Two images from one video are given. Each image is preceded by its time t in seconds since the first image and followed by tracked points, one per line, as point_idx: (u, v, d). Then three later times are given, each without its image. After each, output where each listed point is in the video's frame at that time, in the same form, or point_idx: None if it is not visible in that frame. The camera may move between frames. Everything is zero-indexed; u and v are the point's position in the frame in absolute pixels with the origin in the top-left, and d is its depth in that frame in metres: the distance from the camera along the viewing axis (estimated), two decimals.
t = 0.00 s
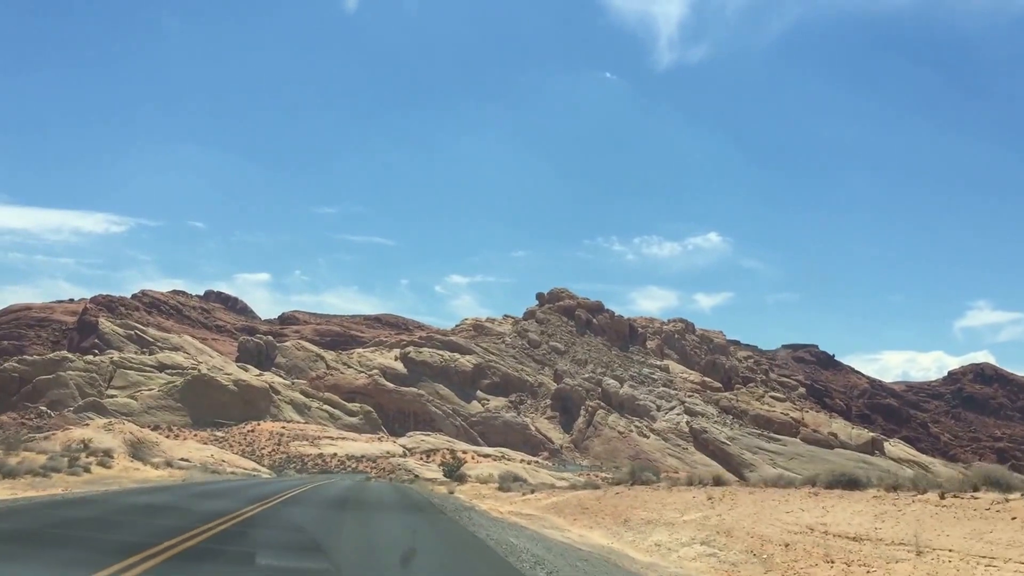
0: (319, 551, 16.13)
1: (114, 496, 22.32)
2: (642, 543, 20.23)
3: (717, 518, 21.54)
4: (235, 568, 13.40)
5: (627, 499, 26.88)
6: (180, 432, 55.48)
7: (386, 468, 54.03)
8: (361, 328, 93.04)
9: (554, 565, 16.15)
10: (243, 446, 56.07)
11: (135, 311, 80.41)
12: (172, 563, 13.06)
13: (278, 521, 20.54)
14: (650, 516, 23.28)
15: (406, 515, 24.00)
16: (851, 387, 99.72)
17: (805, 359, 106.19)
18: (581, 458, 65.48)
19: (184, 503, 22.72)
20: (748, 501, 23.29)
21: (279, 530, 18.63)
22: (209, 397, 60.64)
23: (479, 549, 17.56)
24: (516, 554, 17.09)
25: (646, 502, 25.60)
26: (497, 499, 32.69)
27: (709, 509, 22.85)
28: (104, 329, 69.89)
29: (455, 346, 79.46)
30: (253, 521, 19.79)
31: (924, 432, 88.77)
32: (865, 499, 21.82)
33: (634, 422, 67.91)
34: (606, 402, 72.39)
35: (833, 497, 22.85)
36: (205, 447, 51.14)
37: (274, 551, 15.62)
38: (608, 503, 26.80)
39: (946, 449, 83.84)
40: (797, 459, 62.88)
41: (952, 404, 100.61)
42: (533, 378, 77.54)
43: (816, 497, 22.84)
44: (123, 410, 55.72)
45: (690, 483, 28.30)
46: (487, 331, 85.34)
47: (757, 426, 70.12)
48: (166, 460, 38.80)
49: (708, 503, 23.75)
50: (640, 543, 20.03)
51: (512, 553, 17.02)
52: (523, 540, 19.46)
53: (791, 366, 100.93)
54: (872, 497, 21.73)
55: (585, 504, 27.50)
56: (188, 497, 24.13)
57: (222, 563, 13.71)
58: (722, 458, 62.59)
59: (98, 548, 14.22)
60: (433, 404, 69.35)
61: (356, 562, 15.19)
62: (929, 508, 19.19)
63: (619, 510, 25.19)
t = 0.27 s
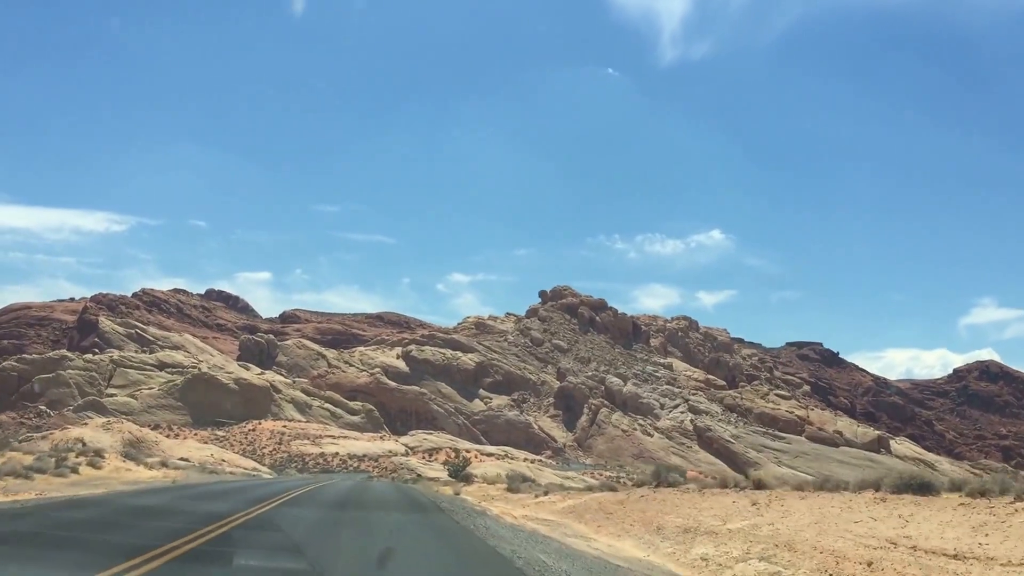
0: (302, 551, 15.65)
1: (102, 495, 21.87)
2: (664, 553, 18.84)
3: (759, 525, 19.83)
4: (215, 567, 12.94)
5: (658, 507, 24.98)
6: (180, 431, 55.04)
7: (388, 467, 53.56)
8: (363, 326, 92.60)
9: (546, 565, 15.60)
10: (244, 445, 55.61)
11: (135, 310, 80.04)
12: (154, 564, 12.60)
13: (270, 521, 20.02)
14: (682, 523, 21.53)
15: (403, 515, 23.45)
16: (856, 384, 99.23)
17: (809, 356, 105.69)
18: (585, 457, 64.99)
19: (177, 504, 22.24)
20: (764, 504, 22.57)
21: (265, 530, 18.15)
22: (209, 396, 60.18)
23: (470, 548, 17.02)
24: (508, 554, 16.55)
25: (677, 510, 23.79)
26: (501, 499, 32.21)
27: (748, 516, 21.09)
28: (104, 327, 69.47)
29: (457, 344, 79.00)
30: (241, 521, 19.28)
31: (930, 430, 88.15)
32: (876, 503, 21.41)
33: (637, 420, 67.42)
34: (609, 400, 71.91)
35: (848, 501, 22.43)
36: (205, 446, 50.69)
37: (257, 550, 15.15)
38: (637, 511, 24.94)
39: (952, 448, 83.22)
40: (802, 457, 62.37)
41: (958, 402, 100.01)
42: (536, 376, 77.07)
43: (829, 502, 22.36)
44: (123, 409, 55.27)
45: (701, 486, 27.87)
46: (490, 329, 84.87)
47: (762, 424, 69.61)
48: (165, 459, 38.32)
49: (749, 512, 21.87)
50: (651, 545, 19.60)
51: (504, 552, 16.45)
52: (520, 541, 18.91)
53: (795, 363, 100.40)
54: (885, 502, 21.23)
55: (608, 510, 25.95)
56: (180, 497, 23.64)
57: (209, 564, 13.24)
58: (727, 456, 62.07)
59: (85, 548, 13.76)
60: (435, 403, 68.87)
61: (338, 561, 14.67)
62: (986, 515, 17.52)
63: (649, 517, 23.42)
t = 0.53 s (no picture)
0: (292, 553, 15.15)
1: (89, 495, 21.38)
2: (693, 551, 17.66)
3: (805, 527, 17.80)
4: (190, 569, 12.40)
5: (674, 510, 22.91)
6: (181, 429, 54.59)
7: (390, 464, 53.10)
8: (365, 323, 92.14)
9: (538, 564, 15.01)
10: (245, 443, 55.18)
11: (135, 308, 79.65)
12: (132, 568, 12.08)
13: (260, 522, 19.48)
14: (715, 528, 19.41)
15: (400, 516, 22.86)
16: (860, 380, 98.71)
17: (813, 353, 105.11)
18: (588, 454, 64.48)
19: (170, 504, 21.74)
20: (773, 501, 22.06)
21: (251, 531, 17.62)
22: (210, 393, 59.74)
23: (461, 547, 16.46)
24: (500, 552, 15.99)
25: (697, 513, 21.74)
26: (504, 497, 31.68)
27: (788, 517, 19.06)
28: (104, 324, 69.06)
29: (460, 341, 78.51)
30: (228, 523, 18.74)
31: (935, 427, 87.52)
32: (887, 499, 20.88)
33: (641, 417, 66.91)
34: (612, 397, 71.42)
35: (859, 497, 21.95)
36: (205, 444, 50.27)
37: (237, 552, 14.62)
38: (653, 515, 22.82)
39: (957, 445, 82.61)
40: (807, 454, 61.82)
41: (964, 399, 99.35)
42: (538, 373, 76.57)
43: (843, 496, 21.84)
44: (123, 407, 54.82)
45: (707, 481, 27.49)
46: (492, 326, 84.36)
47: (766, 421, 69.06)
48: (164, 457, 37.88)
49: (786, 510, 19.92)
50: (659, 544, 19.12)
51: (496, 551, 15.88)
52: (518, 540, 18.33)
53: (800, 360, 99.82)
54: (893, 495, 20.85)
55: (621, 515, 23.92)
56: (173, 497, 23.16)
57: (190, 566, 12.69)
58: (731, 453, 61.54)
59: (68, 551, 13.24)
60: (437, 400, 68.40)
61: (319, 562, 14.13)
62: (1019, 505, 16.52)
63: (668, 521, 21.31)
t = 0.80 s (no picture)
0: (291, 551, 14.72)
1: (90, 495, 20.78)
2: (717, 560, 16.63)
3: (831, 531, 16.85)
4: (202, 568, 11.72)
5: (706, 514, 20.96)
6: (181, 426, 54.14)
7: (392, 461, 52.66)
8: (366, 319, 91.68)
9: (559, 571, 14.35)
10: (246, 439, 54.76)
11: (136, 304, 79.24)
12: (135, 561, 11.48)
13: (269, 518, 18.89)
14: (770, 537, 17.60)
15: (409, 518, 22.26)
16: (864, 376, 98.22)
17: (817, 348, 104.64)
18: (591, 450, 64.06)
19: (169, 500, 21.32)
20: (784, 499, 21.58)
21: (262, 530, 16.99)
22: (210, 389, 59.30)
23: (480, 549, 15.81)
24: (520, 558, 15.32)
25: (737, 518, 19.84)
26: (508, 494, 31.22)
27: (821, 524, 17.71)
28: (104, 321, 68.63)
29: (461, 336, 78.06)
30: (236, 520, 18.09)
31: (940, 422, 87.02)
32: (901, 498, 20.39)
33: (645, 413, 66.46)
34: (615, 392, 70.97)
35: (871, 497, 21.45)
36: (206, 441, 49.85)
37: (251, 553, 13.93)
38: (685, 520, 20.85)
39: (962, 440, 82.09)
40: (812, 450, 61.34)
41: (968, 394, 98.82)
42: (541, 369, 76.10)
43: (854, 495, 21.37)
44: (123, 404, 54.41)
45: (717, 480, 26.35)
46: (495, 321, 83.91)
47: (771, 416, 68.60)
48: (163, 454, 37.42)
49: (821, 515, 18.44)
50: (668, 545, 18.60)
51: (503, 553, 15.25)
52: (531, 545, 17.63)
53: (803, 355, 99.32)
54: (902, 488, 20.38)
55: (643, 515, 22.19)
56: (172, 493, 22.72)
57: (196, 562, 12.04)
58: (736, 449, 61.05)
59: (61, 537, 12.87)
60: (439, 396, 67.96)
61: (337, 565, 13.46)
62: None
63: (706, 530, 19.32)
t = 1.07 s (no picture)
0: (291, 528, 14.37)
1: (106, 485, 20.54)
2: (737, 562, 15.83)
3: (847, 529, 16.40)
4: (248, 549, 11.59)
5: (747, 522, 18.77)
6: (181, 422, 53.77)
7: (394, 457, 52.25)
8: (367, 315, 91.25)
9: (597, 556, 14.23)
10: (246, 436, 54.36)
11: (136, 300, 78.84)
12: (170, 545, 11.27)
13: (293, 501, 18.70)
14: (839, 549, 15.32)
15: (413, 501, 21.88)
16: (868, 371, 97.74)
17: (820, 343, 104.16)
18: (594, 446, 63.65)
19: (167, 488, 20.93)
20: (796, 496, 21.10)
21: (294, 511, 16.86)
22: (210, 385, 58.88)
23: (516, 531, 15.70)
24: (555, 542, 15.20)
25: (791, 526, 17.72)
26: (512, 491, 30.77)
27: (844, 522, 17.02)
28: (104, 317, 68.24)
29: (463, 332, 77.62)
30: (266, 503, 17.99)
31: (944, 418, 86.53)
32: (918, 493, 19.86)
33: (648, 409, 66.03)
34: (618, 388, 70.55)
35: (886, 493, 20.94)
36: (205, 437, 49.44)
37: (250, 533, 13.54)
38: (727, 528, 18.63)
39: (967, 436, 81.56)
40: (817, 446, 60.87)
41: (973, 389, 98.29)
42: (543, 364, 75.64)
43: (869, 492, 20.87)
44: (121, 400, 54.10)
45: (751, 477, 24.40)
46: (497, 317, 83.47)
47: (775, 412, 68.15)
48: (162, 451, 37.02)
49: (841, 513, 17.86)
50: (677, 542, 18.12)
51: (508, 536, 14.89)
52: (558, 532, 17.44)
53: (807, 350, 98.85)
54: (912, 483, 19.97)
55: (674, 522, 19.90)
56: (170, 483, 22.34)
57: (232, 545, 11.84)
58: (740, 445, 60.60)
59: (56, 531, 12.44)
60: (441, 392, 67.53)
61: (379, 541, 13.37)
62: None
63: (757, 541, 17.07)
